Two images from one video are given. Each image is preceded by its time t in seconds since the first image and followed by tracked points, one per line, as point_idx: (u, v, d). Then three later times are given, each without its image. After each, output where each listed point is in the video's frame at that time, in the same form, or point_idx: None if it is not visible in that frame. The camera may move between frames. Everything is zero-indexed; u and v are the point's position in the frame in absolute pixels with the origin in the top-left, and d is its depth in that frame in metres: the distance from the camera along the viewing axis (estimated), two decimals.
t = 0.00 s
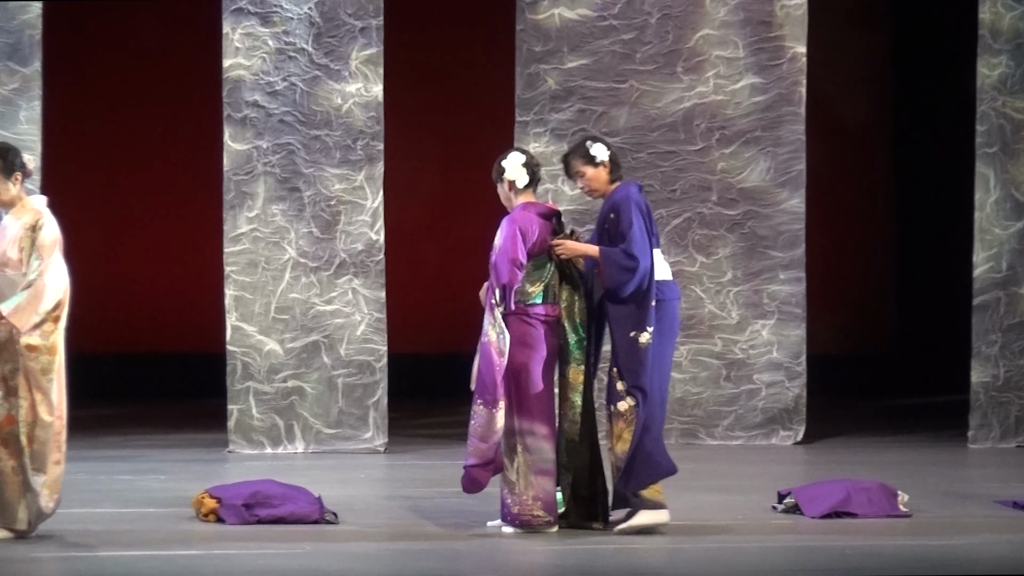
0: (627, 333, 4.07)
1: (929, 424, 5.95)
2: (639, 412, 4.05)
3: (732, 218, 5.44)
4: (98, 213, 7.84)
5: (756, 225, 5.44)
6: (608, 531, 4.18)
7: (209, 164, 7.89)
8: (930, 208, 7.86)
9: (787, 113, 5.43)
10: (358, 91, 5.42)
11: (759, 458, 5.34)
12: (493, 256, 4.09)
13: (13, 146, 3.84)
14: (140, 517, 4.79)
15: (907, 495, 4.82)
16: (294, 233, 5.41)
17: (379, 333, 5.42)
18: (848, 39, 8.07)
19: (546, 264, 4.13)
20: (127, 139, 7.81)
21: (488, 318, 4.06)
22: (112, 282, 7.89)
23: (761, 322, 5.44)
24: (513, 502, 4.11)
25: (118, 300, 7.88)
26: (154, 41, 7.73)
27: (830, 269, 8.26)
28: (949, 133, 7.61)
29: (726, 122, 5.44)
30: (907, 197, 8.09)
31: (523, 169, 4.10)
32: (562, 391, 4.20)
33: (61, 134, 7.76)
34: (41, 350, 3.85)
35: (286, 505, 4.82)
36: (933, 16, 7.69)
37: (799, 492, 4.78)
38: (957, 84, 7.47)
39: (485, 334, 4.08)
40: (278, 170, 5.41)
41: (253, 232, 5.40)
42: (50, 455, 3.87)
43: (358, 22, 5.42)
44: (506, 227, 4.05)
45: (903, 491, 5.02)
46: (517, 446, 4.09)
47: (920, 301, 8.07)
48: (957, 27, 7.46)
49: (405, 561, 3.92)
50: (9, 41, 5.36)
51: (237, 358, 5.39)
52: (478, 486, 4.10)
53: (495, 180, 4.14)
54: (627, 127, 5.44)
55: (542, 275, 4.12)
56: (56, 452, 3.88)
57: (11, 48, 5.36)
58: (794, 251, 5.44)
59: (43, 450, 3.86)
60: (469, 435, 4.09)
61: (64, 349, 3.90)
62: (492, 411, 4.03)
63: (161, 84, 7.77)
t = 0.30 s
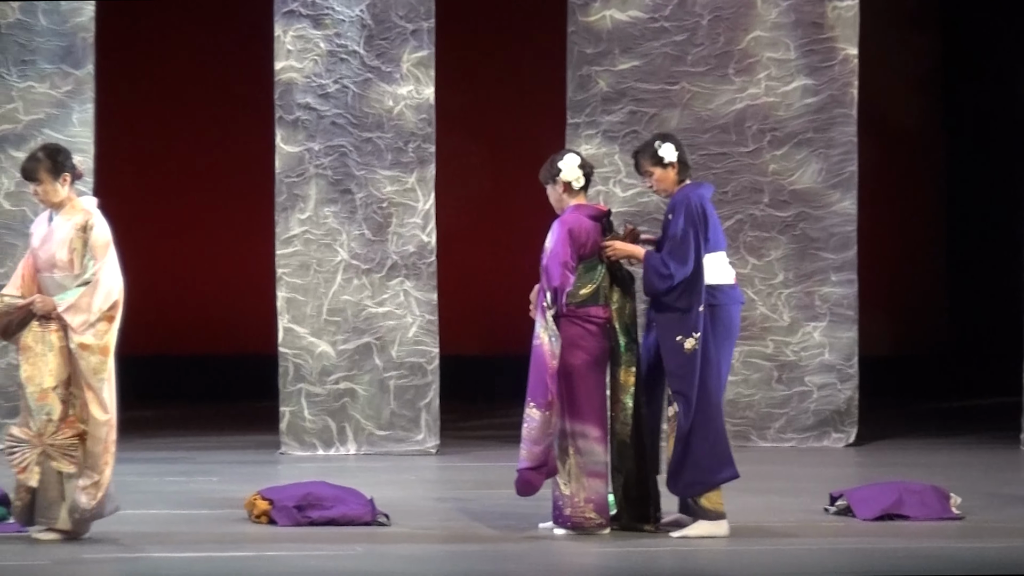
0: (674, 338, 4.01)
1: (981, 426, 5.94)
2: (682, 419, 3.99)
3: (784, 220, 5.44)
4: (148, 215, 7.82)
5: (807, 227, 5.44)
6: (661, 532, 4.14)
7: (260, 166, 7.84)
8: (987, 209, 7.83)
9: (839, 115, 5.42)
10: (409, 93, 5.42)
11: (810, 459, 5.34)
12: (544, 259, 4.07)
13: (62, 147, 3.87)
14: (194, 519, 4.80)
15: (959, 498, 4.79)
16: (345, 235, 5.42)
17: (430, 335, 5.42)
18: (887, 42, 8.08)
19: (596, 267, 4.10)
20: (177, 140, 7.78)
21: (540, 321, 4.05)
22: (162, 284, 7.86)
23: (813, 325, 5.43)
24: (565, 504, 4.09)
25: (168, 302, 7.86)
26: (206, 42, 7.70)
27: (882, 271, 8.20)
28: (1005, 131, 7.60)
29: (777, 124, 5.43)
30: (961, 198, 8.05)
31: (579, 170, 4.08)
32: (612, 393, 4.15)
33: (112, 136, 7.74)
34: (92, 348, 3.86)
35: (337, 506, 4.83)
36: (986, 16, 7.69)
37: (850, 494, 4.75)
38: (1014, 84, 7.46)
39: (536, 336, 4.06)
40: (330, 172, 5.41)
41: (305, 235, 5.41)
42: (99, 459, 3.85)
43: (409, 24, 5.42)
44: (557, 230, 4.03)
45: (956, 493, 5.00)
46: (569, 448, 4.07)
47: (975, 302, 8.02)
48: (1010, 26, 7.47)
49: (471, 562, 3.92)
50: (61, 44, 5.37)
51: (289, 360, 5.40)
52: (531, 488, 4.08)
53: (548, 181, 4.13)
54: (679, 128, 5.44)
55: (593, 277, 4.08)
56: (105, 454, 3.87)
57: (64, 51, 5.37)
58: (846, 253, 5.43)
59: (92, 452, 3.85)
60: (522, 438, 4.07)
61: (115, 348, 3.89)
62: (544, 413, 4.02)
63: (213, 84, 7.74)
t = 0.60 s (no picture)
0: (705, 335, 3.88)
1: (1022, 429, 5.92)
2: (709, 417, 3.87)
3: (824, 222, 5.44)
4: (187, 218, 7.82)
5: (848, 228, 5.43)
6: (702, 533, 4.08)
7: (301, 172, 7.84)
8: None
9: (880, 116, 5.41)
10: (450, 95, 5.42)
11: (851, 461, 5.32)
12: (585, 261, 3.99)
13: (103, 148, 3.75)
14: (236, 521, 4.79)
15: (999, 500, 4.74)
16: (386, 236, 5.41)
17: (470, 336, 5.42)
18: (918, 43, 8.06)
19: (637, 268, 4.03)
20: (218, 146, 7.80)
21: (583, 323, 3.95)
22: (202, 289, 7.86)
23: (854, 326, 5.42)
24: (605, 504, 4.01)
25: (208, 308, 7.85)
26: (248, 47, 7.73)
27: (919, 272, 8.17)
28: None
29: (818, 125, 5.43)
30: (1001, 198, 8.02)
31: (621, 171, 3.99)
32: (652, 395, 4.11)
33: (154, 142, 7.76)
34: (134, 349, 3.76)
35: (378, 507, 4.83)
36: None
37: (891, 496, 4.71)
38: None
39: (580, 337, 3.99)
40: (371, 174, 5.41)
41: (345, 236, 5.41)
42: (149, 460, 3.73)
43: (450, 26, 5.43)
44: (600, 231, 3.95)
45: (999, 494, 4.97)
46: (610, 448, 4.00)
47: (1015, 302, 7.95)
48: None
49: (523, 562, 3.88)
50: (103, 46, 5.38)
51: (329, 362, 5.40)
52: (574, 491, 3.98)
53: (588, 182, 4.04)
54: (720, 129, 5.44)
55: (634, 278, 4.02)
56: (160, 459, 3.78)
57: (105, 53, 5.38)
58: (887, 254, 5.42)
59: (141, 453, 3.72)
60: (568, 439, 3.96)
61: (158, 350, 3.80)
62: (590, 414, 3.93)
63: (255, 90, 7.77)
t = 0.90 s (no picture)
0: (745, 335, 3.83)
1: None
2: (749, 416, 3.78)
3: (864, 222, 5.44)
4: (228, 217, 7.97)
5: (888, 229, 5.43)
6: (743, 535, 4.01)
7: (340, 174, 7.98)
8: None
9: (919, 116, 5.41)
10: (489, 96, 5.43)
11: (891, 462, 5.33)
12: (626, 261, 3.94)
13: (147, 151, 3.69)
14: (276, 521, 4.79)
15: None
16: (426, 238, 5.42)
17: (510, 338, 5.42)
18: (946, 44, 8.04)
19: (677, 269, 3.99)
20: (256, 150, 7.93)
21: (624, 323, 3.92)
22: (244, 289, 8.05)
23: (893, 327, 5.43)
24: (645, 505, 3.97)
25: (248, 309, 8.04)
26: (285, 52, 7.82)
27: (954, 273, 8.18)
28: None
29: (857, 126, 5.43)
30: None
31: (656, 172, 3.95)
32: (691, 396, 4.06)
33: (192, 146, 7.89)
34: (166, 352, 3.65)
35: (417, 508, 4.84)
36: None
37: (932, 497, 4.69)
38: None
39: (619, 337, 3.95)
40: (410, 175, 5.42)
41: (385, 237, 5.42)
42: (191, 464, 3.63)
43: (489, 27, 5.44)
44: (641, 232, 3.91)
45: None
46: (651, 448, 3.96)
47: None
48: None
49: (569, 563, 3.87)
50: (143, 48, 5.39)
51: (369, 363, 5.41)
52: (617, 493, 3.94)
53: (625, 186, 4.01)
54: (759, 130, 5.45)
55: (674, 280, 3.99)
56: (204, 461, 3.68)
57: (146, 55, 5.40)
58: (926, 256, 5.43)
59: (182, 456, 3.63)
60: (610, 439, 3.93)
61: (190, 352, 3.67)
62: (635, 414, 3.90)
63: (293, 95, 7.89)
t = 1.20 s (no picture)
0: (785, 339, 3.78)
1: None
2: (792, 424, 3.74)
3: (903, 223, 5.44)
4: (265, 218, 7.94)
5: (927, 230, 5.43)
6: (783, 535, 3.97)
7: (380, 179, 7.93)
8: None
9: (959, 117, 5.40)
10: (528, 97, 5.43)
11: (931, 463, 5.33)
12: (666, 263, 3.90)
13: (190, 156, 3.67)
14: (316, 521, 4.77)
15: None
16: (466, 238, 5.42)
17: (549, 338, 5.43)
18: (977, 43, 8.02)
19: (715, 270, 3.96)
20: (296, 155, 7.90)
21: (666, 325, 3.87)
22: (281, 295, 7.99)
23: (933, 328, 5.43)
24: (684, 506, 3.93)
25: (284, 313, 8.00)
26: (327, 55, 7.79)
27: (988, 273, 8.16)
28: None
29: (897, 127, 5.43)
30: None
31: (691, 173, 3.93)
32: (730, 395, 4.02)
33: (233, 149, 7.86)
34: (196, 365, 3.64)
35: (458, 509, 4.84)
36: None
37: (972, 497, 4.64)
38: None
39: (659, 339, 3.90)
40: (450, 176, 5.42)
41: (424, 238, 5.42)
42: (221, 474, 3.63)
43: (529, 27, 5.44)
44: (678, 233, 3.87)
45: None
46: (689, 450, 3.92)
47: None
48: None
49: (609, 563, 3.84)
50: (183, 49, 5.40)
51: (409, 364, 5.41)
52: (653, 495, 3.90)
53: (661, 188, 3.99)
54: (798, 131, 5.45)
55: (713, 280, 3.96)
56: (233, 470, 3.69)
57: (185, 56, 5.40)
58: (966, 256, 5.42)
59: (212, 466, 3.64)
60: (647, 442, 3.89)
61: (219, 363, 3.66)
62: (672, 417, 3.85)
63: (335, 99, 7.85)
